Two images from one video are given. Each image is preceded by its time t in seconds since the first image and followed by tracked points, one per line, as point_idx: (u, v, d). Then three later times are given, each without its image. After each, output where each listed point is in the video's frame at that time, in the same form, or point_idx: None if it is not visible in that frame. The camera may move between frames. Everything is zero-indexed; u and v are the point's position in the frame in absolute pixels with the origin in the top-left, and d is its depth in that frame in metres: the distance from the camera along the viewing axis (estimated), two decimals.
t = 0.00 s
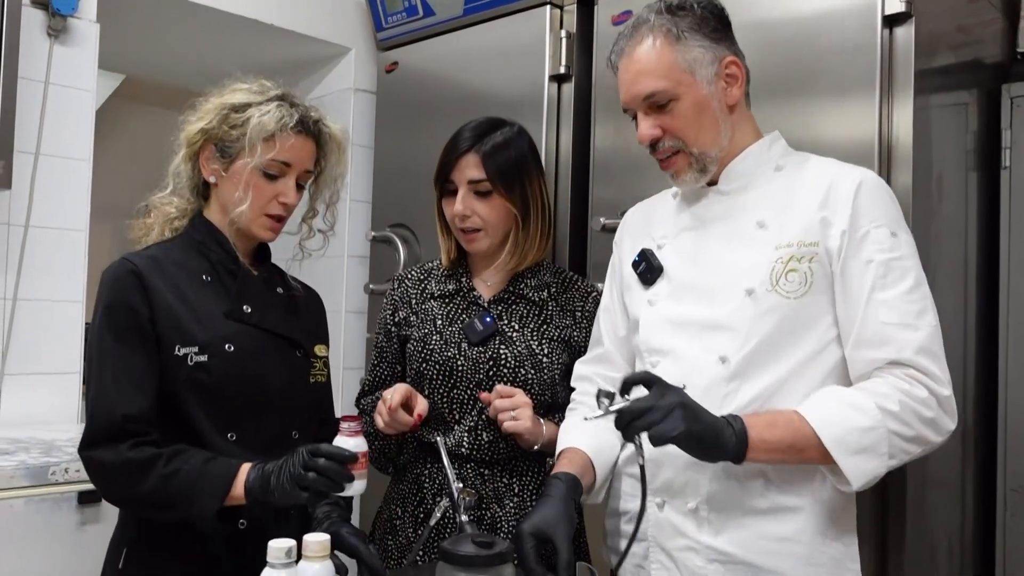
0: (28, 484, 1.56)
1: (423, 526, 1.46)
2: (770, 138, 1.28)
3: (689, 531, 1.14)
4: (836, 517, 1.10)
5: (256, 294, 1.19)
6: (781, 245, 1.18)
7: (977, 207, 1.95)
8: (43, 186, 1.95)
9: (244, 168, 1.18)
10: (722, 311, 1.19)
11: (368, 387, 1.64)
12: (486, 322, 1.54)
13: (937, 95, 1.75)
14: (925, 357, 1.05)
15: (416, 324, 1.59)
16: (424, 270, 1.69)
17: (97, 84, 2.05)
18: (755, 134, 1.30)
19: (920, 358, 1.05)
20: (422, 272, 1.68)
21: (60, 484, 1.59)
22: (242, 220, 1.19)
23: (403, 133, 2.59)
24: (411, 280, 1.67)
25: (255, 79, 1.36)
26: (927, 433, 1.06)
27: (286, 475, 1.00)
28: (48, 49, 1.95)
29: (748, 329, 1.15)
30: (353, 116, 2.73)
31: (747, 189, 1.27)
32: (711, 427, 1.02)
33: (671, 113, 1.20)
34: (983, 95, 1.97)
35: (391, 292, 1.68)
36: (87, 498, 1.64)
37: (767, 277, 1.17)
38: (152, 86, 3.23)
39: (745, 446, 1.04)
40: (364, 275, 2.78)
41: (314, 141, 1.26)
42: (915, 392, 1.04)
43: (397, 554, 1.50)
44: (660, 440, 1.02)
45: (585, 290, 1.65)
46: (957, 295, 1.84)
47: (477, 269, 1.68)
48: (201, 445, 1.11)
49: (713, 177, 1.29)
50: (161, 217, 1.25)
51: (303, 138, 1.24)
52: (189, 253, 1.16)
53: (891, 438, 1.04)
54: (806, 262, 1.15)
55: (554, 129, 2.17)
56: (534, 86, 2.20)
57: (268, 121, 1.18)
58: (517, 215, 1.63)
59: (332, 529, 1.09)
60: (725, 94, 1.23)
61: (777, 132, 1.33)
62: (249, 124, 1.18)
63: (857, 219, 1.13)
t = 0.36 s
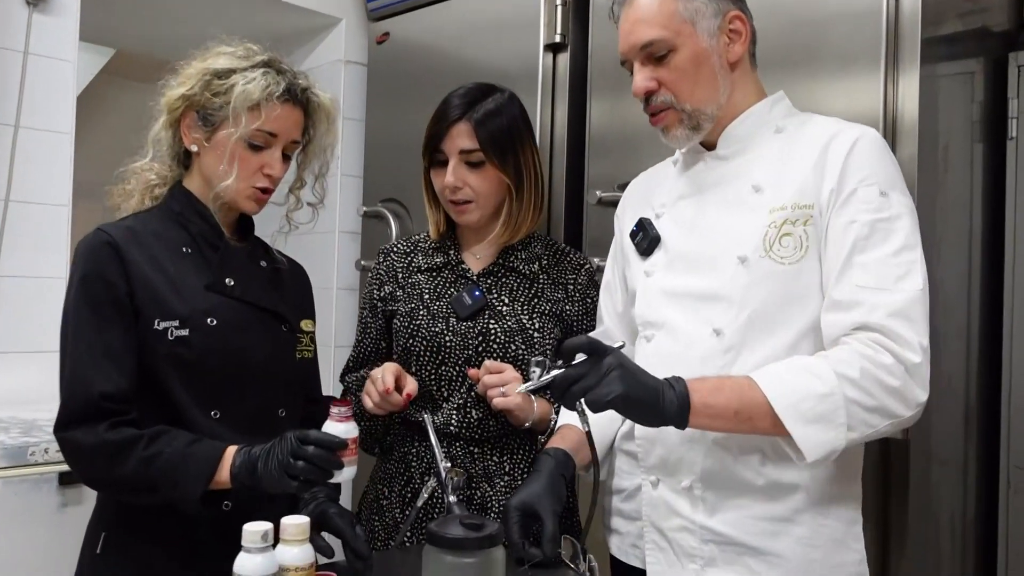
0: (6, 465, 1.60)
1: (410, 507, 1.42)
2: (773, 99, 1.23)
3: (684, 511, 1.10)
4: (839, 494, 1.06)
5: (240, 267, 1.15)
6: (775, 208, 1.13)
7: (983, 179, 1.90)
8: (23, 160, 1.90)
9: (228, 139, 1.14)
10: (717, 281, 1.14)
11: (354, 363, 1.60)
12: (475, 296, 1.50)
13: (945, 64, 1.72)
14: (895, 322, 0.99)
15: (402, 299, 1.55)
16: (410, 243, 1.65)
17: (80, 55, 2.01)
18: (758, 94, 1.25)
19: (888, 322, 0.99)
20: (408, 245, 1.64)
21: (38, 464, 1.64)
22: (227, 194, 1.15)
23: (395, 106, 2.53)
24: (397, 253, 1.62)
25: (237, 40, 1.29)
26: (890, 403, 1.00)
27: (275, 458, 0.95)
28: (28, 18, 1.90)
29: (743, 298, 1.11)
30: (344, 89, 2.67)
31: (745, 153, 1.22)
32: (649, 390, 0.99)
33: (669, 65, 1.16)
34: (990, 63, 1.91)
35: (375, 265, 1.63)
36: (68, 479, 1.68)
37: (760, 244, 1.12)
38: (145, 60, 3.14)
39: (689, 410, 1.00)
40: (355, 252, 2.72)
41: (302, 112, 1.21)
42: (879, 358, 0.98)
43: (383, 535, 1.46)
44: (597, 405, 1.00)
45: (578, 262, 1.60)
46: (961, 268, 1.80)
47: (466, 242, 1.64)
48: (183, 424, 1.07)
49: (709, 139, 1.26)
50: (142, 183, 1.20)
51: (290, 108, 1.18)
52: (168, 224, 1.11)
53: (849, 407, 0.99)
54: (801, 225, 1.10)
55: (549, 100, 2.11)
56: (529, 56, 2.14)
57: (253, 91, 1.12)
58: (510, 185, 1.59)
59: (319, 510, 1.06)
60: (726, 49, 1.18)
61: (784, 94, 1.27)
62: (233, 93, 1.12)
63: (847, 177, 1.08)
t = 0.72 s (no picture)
0: None
1: (387, 509, 1.37)
2: (760, 79, 1.19)
3: (674, 513, 1.06)
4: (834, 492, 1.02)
5: (202, 258, 1.08)
6: (766, 192, 1.08)
7: (973, 164, 1.86)
8: None
9: (187, 121, 1.07)
10: (706, 271, 1.10)
11: (322, 356, 1.54)
12: (452, 287, 1.45)
13: (935, 45, 1.68)
14: (889, 311, 0.95)
15: (375, 292, 1.49)
16: (382, 234, 1.58)
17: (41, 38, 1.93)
18: (746, 73, 1.20)
19: (882, 311, 0.95)
20: (380, 236, 1.57)
21: None
22: (187, 184, 1.09)
23: (372, 91, 2.46)
24: (369, 244, 1.56)
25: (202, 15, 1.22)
26: (886, 397, 0.95)
27: (249, 475, 0.90)
28: None
29: (733, 288, 1.06)
30: (319, 74, 2.60)
31: (734, 135, 1.17)
32: (627, 393, 0.96)
33: (652, 43, 1.11)
34: (979, 45, 1.87)
35: (346, 255, 1.57)
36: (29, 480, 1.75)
37: (750, 231, 1.08)
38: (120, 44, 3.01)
39: (671, 409, 0.97)
40: (333, 241, 2.66)
41: (270, 92, 1.14)
42: (871, 350, 0.94)
43: (360, 538, 1.41)
44: (571, 412, 0.97)
45: (559, 250, 1.55)
46: (950, 255, 1.76)
47: (443, 226, 1.59)
48: (143, 428, 1.01)
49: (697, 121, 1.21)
50: (103, 168, 1.14)
51: (254, 89, 1.11)
52: (126, 212, 1.05)
53: (841, 402, 0.95)
54: (794, 211, 1.05)
55: (530, 85, 2.05)
56: (509, 39, 2.08)
57: (214, 69, 1.06)
58: (495, 169, 1.55)
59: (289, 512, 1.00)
60: (713, 26, 1.13)
61: (773, 74, 1.22)
62: (193, 73, 1.06)
63: (841, 160, 1.04)
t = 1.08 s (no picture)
0: None
1: (385, 520, 1.34)
2: (763, 73, 1.15)
3: (675, 525, 1.02)
4: (843, 502, 0.99)
5: (188, 262, 1.04)
6: (769, 191, 1.04)
7: (979, 157, 1.83)
8: None
9: (180, 117, 1.02)
10: (706, 273, 1.06)
11: (316, 362, 1.50)
12: (451, 287, 1.41)
13: (940, 37, 1.65)
14: (898, 315, 0.91)
15: (372, 293, 1.45)
16: (378, 234, 1.54)
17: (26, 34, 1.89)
18: (747, 68, 1.16)
19: (891, 316, 0.91)
20: (375, 236, 1.53)
21: None
22: (179, 181, 1.04)
23: (366, 87, 2.42)
24: (364, 244, 1.52)
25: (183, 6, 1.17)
26: (898, 407, 0.91)
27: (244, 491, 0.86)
28: None
29: (738, 291, 1.02)
30: (312, 69, 2.56)
31: (735, 133, 1.13)
32: (627, 398, 0.92)
33: (648, 37, 1.07)
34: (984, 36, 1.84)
35: (341, 255, 1.53)
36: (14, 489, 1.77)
37: (753, 232, 1.04)
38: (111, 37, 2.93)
39: (671, 418, 0.93)
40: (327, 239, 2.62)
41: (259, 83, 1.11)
42: (882, 357, 0.90)
43: (356, 550, 1.37)
44: (569, 417, 0.93)
45: (559, 250, 1.51)
46: (955, 252, 1.73)
47: (447, 226, 1.55)
48: (127, 442, 0.97)
49: (695, 119, 1.17)
50: (76, 171, 1.09)
51: (245, 80, 1.07)
52: (106, 215, 1.00)
53: (850, 412, 0.91)
54: (797, 211, 1.02)
55: (526, 79, 2.01)
56: (504, 33, 2.04)
57: (205, 61, 1.02)
58: (502, 165, 1.53)
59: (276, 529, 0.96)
60: (711, 19, 1.09)
61: (776, 69, 1.19)
62: (183, 64, 1.01)
63: (847, 158, 1.00)
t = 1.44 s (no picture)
0: None
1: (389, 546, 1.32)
2: (763, 89, 1.12)
3: (682, 557, 0.99)
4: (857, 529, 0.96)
5: (182, 284, 1.02)
6: (771, 211, 1.01)
7: (985, 170, 1.82)
8: None
9: (183, 131, 1.00)
10: (707, 295, 1.02)
11: (319, 384, 1.47)
12: (458, 308, 1.39)
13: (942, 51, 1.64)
14: (909, 338, 0.87)
15: (376, 315, 1.43)
16: (382, 253, 1.52)
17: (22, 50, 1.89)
18: (744, 85, 1.13)
19: (902, 338, 0.88)
20: (380, 255, 1.51)
21: None
22: (186, 197, 1.02)
23: (365, 100, 2.41)
24: (368, 264, 1.50)
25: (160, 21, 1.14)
26: (910, 431, 0.88)
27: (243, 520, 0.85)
28: None
29: (742, 314, 0.99)
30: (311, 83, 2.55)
31: (734, 151, 1.10)
32: (631, 421, 0.90)
33: (643, 56, 1.04)
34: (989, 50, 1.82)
35: (343, 276, 1.51)
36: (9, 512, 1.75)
37: (755, 252, 1.00)
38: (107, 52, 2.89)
39: (678, 443, 0.90)
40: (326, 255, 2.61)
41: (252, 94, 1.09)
42: (894, 380, 0.87)
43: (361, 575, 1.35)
44: (570, 442, 0.91)
45: (566, 270, 1.49)
46: (961, 269, 1.71)
47: (453, 247, 1.53)
48: (121, 472, 0.95)
49: (693, 137, 1.13)
50: (56, 194, 1.05)
51: (246, 92, 1.07)
52: (97, 237, 0.98)
53: (861, 436, 0.88)
54: (802, 229, 0.98)
55: (527, 94, 2.00)
56: (504, 48, 2.03)
57: (207, 72, 1.00)
58: (510, 184, 1.51)
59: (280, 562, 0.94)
60: (706, 36, 1.07)
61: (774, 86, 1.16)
62: (184, 76, 1.00)
63: (850, 176, 0.97)
